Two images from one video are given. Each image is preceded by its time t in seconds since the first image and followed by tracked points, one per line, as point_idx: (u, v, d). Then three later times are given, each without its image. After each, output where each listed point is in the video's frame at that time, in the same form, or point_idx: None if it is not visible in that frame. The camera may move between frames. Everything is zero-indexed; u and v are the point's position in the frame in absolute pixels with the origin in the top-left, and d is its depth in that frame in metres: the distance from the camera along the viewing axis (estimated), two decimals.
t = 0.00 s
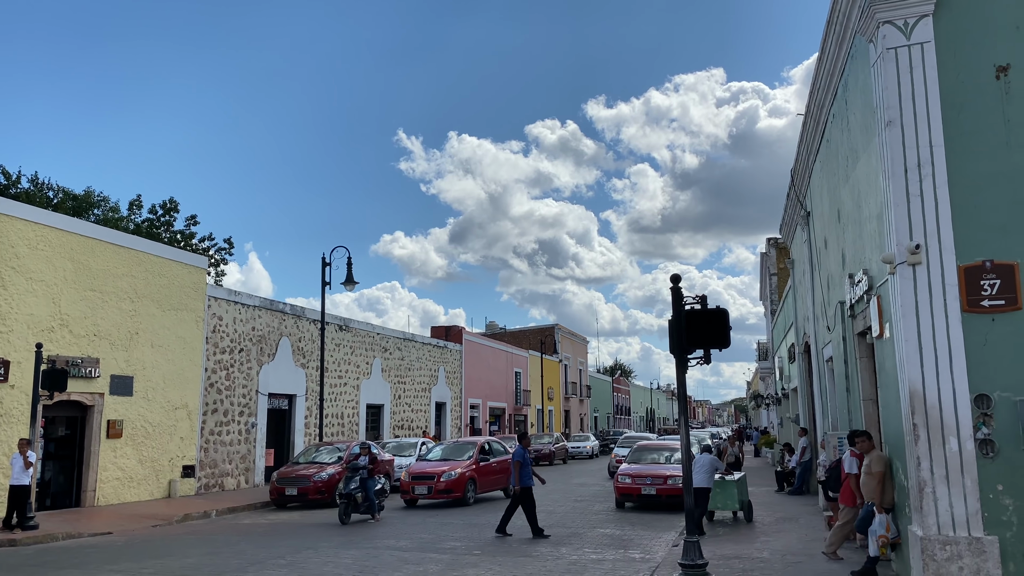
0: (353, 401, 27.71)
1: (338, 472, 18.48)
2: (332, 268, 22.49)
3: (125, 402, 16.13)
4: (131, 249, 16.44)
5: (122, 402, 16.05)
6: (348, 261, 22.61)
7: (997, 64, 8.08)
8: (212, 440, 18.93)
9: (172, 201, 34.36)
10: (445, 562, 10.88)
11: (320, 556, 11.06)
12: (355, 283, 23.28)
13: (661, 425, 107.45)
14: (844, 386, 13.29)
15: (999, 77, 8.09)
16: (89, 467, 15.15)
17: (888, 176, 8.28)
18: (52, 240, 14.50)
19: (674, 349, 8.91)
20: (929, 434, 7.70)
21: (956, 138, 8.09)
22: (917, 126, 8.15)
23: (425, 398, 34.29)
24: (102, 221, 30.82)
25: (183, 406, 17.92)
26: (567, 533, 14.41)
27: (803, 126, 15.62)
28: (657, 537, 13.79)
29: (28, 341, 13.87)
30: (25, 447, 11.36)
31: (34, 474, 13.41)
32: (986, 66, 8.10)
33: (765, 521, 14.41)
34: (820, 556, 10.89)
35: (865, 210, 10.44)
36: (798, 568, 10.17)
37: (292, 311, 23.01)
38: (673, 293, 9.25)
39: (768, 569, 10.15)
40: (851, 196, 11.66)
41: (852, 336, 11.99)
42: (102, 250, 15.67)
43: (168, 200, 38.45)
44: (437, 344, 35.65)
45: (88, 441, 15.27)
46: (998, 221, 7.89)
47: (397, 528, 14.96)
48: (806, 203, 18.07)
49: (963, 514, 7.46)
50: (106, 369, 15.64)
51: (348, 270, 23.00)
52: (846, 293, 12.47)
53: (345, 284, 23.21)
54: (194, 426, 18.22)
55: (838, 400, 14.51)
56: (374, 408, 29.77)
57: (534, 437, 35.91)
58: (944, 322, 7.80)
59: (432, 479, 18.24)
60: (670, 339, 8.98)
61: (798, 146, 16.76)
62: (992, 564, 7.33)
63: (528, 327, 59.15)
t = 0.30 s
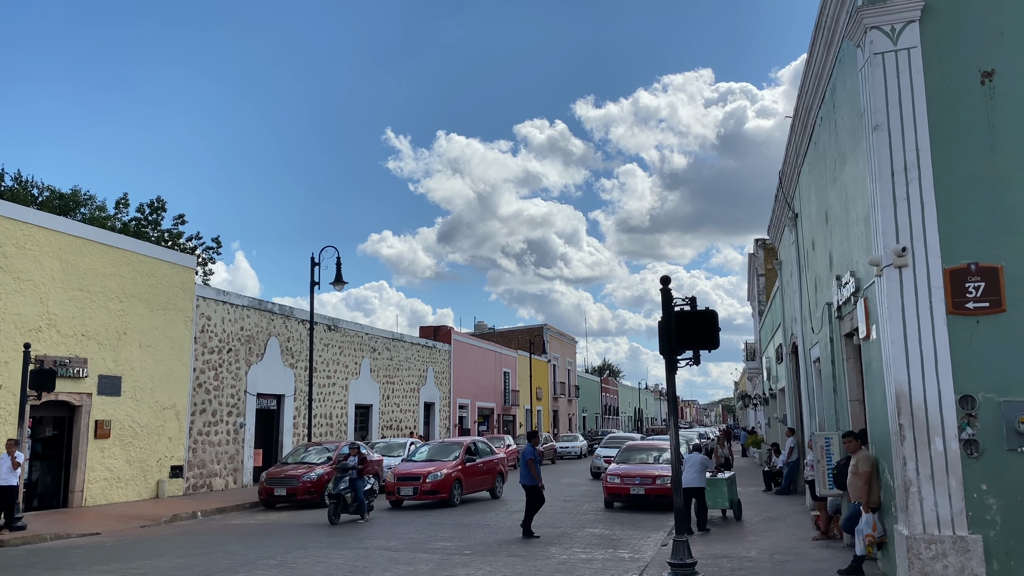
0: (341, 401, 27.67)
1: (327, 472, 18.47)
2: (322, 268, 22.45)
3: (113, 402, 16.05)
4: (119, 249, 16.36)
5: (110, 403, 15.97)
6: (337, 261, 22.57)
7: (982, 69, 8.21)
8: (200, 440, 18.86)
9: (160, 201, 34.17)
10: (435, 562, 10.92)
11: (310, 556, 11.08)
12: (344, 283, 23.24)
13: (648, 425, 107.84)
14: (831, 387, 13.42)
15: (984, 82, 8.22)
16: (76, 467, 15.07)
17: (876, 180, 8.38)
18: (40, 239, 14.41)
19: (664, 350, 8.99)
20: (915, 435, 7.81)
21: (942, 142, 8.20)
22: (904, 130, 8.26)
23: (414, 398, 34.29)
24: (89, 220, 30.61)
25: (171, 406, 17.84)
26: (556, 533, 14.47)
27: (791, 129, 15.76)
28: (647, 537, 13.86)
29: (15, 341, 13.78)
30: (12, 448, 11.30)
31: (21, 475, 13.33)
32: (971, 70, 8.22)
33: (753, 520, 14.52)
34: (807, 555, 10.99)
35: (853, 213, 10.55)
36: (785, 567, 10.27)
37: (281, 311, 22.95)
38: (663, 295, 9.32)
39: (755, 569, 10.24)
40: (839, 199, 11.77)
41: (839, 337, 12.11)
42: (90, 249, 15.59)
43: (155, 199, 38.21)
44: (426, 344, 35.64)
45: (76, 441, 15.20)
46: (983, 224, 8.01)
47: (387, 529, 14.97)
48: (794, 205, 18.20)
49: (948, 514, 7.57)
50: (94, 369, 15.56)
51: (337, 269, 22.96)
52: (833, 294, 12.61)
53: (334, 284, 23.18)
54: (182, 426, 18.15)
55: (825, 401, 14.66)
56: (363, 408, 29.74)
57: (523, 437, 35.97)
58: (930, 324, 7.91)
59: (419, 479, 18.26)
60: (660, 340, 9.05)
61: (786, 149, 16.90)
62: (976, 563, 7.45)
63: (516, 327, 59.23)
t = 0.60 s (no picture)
0: (329, 400, 27.65)
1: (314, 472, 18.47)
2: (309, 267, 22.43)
3: (100, 402, 16.00)
4: (106, 248, 16.30)
5: (97, 402, 15.92)
6: (325, 261, 22.56)
7: (963, 75, 8.38)
8: (186, 440, 18.83)
9: (146, 199, 33.99)
10: (422, 561, 10.99)
11: (298, 555, 11.12)
12: (332, 282, 23.22)
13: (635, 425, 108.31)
14: (814, 386, 13.60)
15: (964, 87, 8.39)
16: (62, 466, 15.02)
17: (858, 183, 8.54)
18: (26, 238, 14.34)
19: (650, 350, 9.09)
20: (895, 434, 7.97)
21: (924, 147, 8.36)
22: (886, 135, 8.42)
23: (401, 398, 34.31)
24: (74, 218, 30.42)
25: (158, 406, 17.79)
26: (543, 532, 14.57)
27: (777, 131, 15.94)
28: (633, 536, 13.99)
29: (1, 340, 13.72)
30: None
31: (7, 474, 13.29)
32: (953, 76, 8.39)
33: (738, 518, 14.69)
34: (790, 554, 11.16)
35: (836, 215, 10.72)
36: (769, 565, 10.42)
37: (269, 310, 22.90)
38: (649, 296, 9.43)
39: (739, 566, 10.38)
40: (822, 201, 11.94)
41: (823, 337, 12.29)
42: (76, 248, 15.53)
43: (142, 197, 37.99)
44: (414, 343, 35.66)
45: (62, 441, 15.15)
46: (963, 228, 8.18)
47: (374, 528, 15.02)
48: (779, 207, 18.40)
49: (928, 512, 7.73)
50: (80, 368, 15.51)
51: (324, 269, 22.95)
52: (817, 295, 12.78)
53: (322, 283, 23.17)
54: (169, 426, 18.11)
55: (809, 401, 14.84)
56: (350, 408, 29.73)
57: (510, 436, 36.06)
58: (911, 325, 8.07)
59: (406, 478, 18.31)
60: (646, 341, 9.16)
61: (772, 151, 17.09)
62: (955, 560, 7.61)
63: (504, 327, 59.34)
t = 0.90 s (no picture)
0: (313, 399, 27.62)
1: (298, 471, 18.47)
2: (294, 266, 22.42)
3: (82, 401, 15.93)
4: (88, 246, 16.20)
5: (79, 401, 15.85)
6: (309, 260, 22.54)
7: (938, 80, 8.58)
8: (169, 439, 18.77)
9: (129, 197, 33.74)
10: (406, 559, 11.06)
11: (282, 554, 11.15)
12: (316, 281, 23.16)
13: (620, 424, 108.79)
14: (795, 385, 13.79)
15: (940, 91, 8.59)
16: (44, 466, 14.94)
17: (836, 185, 8.71)
18: (7, 237, 14.25)
19: (632, 350, 9.24)
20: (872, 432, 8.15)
21: (900, 150, 8.55)
22: (863, 138, 8.60)
23: (385, 397, 34.30)
24: (55, 216, 30.16)
25: (140, 405, 17.72)
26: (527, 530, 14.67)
27: (758, 134, 16.17)
28: (616, 533, 14.13)
29: None
30: None
31: None
32: (928, 81, 8.58)
33: (719, 516, 14.87)
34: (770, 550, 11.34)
35: (816, 217, 10.91)
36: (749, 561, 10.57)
37: (252, 309, 22.82)
38: (631, 296, 9.56)
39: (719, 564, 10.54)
40: (802, 203, 12.15)
41: (803, 336, 12.50)
42: (58, 246, 15.44)
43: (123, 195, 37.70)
44: (398, 342, 35.66)
45: (44, 440, 15.07)
46: (938, 230, 8.38)
47: (359, 526, 15.06)
48: (761, 208, 18.64)
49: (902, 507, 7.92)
50: (62, 367, 15.43)
51: (308, 268, 22.90)
52: (797, 295, 12.99)
53: (306, 282, 23.14)
54: (151, 425, 18.04)
55: (789, 399, 15.08)
56: (334, 407, 29.70)
57: (495, 436, 36.15)
58: (886, 325, 8.25)
59: (390, 477, 18.35)
60: (628, 341, 9.29)
61: (754, 153, 17.32)
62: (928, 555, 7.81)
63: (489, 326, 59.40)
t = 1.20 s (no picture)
0: (293, 397, 27.52)
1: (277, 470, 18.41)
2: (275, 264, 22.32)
3: (58, 399, 15.79)
4: (66, 244, 16.06)
5: (55, 399, 15.71)
6: (290, 259, 22.47)
7: (912, 84, 8.70)
8: (148, 438, 18.66)
9: (108, 194, 33.44)
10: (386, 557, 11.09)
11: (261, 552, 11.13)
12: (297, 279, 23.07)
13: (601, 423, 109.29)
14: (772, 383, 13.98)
15: (914, 95, 8.71)
16: (19, 465, 14.80)
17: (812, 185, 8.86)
18: None
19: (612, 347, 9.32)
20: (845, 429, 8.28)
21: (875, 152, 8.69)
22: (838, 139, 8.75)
23: (367, 396, 34.26)
24: (33, 212, 29.85)
25: (119, 403, 17.59)
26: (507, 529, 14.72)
27: (738, 135, 16.36)
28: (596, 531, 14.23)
29: None
30: None
31: None
32: (902, 85, 8.71)
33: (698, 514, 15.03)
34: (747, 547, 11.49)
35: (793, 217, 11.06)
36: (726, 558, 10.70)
37: (233, 308, 22.67)
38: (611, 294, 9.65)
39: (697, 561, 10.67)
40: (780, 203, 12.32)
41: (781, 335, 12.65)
42: (35, 243, 15.29)
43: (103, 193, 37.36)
44: (380, 341, 35.63)
45: (19, 438, 14.91)
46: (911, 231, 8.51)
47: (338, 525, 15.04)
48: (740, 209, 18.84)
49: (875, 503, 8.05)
50: (39, 365, 15.28)
51: (290, 266, 22.83)
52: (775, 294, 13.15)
53: (287, 280, 23.07)
54: (129, 424, 17.92)
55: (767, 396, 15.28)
56: (315, 406, 29.62)
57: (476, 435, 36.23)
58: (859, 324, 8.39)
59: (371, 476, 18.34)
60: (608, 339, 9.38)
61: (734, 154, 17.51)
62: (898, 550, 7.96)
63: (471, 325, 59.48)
